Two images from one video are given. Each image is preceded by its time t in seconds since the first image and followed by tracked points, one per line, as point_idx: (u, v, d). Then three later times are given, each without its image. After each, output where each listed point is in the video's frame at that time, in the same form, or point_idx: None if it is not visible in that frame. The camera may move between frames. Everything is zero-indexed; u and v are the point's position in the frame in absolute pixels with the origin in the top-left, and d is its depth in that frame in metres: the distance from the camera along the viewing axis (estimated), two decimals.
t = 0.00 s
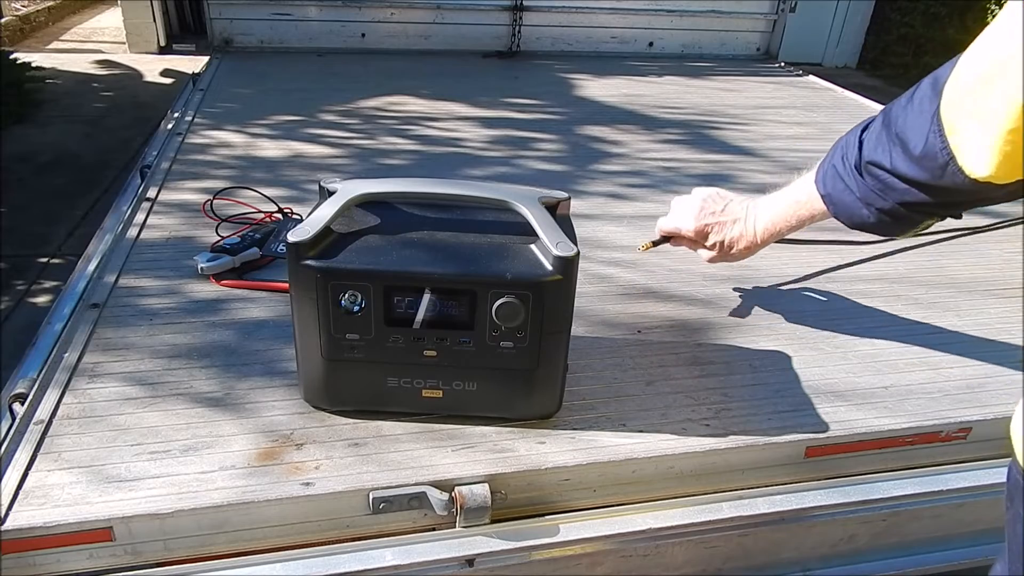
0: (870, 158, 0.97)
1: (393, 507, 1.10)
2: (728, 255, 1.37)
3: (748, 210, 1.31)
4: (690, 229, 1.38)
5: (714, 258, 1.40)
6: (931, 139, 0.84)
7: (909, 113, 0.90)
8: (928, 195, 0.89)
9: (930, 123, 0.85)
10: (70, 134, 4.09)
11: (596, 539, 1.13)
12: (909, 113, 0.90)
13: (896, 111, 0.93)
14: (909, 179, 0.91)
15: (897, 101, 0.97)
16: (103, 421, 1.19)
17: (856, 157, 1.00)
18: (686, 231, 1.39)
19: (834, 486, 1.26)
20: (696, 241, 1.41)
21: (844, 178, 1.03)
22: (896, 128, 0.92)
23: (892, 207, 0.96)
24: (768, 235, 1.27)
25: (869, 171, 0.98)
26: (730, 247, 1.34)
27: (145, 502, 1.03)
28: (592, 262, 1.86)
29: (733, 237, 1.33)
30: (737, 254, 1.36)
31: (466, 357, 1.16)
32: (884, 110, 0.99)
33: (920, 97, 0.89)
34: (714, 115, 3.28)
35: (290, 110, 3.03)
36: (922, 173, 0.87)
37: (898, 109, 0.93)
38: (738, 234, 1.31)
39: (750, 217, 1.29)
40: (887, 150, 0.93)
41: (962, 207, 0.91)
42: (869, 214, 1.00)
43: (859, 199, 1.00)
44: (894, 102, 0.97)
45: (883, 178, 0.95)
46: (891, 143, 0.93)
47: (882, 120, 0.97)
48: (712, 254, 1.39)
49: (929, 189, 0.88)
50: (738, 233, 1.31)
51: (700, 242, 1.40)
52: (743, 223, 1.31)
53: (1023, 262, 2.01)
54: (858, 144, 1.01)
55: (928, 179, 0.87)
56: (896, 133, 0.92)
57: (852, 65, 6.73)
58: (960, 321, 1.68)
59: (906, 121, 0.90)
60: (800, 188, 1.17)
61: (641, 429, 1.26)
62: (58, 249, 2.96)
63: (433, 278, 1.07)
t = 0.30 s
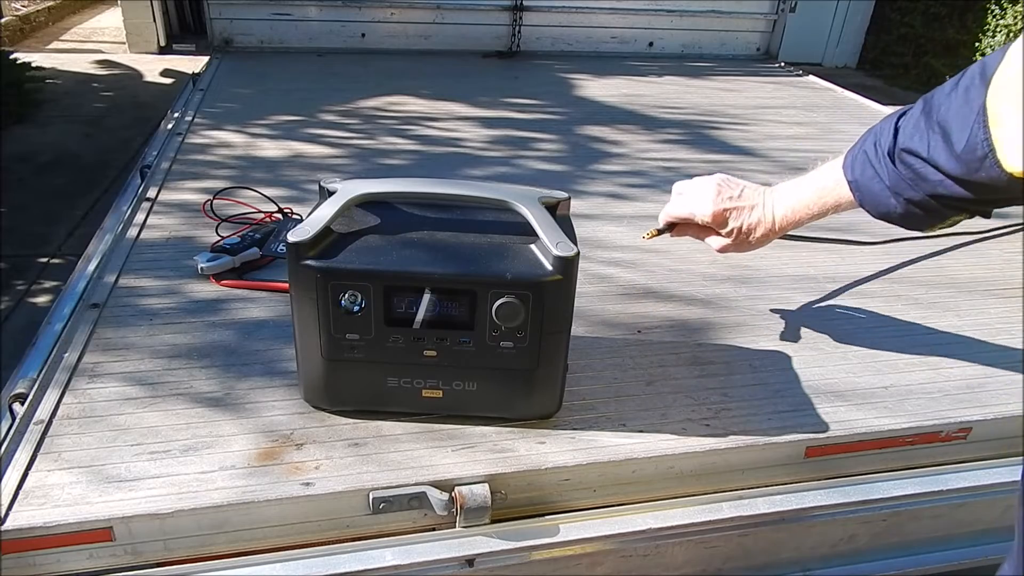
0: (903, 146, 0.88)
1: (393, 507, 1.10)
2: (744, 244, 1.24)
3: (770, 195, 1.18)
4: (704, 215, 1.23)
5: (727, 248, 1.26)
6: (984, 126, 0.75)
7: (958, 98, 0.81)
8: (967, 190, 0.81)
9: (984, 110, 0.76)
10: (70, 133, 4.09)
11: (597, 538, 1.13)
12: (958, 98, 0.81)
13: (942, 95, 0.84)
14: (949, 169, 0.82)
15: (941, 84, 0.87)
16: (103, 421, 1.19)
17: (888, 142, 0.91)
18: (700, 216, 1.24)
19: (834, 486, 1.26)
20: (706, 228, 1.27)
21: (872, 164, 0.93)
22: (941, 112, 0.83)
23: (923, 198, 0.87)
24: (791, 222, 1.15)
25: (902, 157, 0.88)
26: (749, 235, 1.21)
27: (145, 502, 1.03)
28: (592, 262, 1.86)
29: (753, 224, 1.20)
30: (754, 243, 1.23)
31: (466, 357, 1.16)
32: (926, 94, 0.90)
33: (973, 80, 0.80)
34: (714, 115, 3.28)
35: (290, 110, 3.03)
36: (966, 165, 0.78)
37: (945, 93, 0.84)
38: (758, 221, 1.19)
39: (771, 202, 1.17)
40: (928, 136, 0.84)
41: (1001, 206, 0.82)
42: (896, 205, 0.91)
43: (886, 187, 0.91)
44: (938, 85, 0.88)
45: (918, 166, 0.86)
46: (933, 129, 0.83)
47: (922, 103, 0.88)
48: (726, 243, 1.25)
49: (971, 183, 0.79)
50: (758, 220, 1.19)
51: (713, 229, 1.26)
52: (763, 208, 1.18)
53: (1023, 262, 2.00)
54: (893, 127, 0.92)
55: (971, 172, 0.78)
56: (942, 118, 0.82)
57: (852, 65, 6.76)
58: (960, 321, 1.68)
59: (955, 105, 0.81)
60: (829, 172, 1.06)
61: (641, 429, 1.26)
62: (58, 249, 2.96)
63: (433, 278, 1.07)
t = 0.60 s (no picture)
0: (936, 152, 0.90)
1: (393, 507, 1.10)
2: (740, 246, 1.18)
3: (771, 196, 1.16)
4: (702, 210, 1.16)
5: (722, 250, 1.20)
6: None
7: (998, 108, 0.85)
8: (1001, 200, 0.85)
9: None
10: (70, 134, 4.09)
11: (597, 538, 1.13)
12: (999, 108, 0.84)
13: (977, 103, 0.87)
14: (988, 178, 0.85)
15: (968, 90, 0.90)
16: (103, 421, 1.19)
17: (914, 144, 0.93)
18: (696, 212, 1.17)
19: (834, 486, 1.26)
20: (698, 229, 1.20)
21: (894, 165, 0.95)
22: (981, 120, 0.86)
23: (947, 204, 0.90)
24: (794, 222, 1.12)
25: (931, 161, 0.90)
26: (746, 233, 1.17)
27: (145, 502, 1.03)
28: (592, 262, 1.86)
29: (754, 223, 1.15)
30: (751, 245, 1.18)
31: (466, 357, 1.16)
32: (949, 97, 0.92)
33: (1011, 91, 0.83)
34: (714, 115, 3.29)
35: (290, 110, 3.03)
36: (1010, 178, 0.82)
37: (979, 101, 0.87)
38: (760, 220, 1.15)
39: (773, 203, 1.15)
40: (964, 143, 0.87)
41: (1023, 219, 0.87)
42: (916, 208, 0.93)
43: (908, 189, 0.93)
44: (965, 90, 0.90)
45: (947, 171, 0.89)
46: (971, 137, 0.86)
47: (951, 107, 0.90)
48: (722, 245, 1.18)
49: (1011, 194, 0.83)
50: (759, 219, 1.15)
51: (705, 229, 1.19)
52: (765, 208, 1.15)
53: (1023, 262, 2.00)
54: (918, 129, 0.94)
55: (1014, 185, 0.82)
56: (982, 126, 0.85)
57: (852, 64, 7.00)
58: (960, 321, 1.68)
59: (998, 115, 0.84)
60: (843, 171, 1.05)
61: (641, 429, 1.26)
62: (58, 249, 2.96)
63: (433, 278, 1.07)
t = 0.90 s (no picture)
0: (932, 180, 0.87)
1: (392, 508, 1.10)
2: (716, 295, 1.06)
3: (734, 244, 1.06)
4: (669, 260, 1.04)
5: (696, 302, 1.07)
6: None
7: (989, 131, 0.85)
8: (1004, 226, 0.83)
9: None
10: (70, 134, 4.09)
11: (597, 538, 1.13)
12: (997, 130, 0.84)
13: (970, 127, 0.86)
14: (991, 204, 0.83)
15: (949, 118, 0.90)
16: (103, 421, 1.19)
17: (903, 175, 0.90)
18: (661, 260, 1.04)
19: (835, 486, 1.26)
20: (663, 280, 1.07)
21: (883, 199, 0.90)
22: (978, 145, 0.85)
23: (945, 236, 0.87)
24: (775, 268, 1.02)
25: (925, 191, 0.87)
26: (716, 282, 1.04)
27: (145, 502, 1.03)
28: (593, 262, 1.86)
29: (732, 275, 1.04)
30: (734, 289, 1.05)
31: (466, 357, 1.16)
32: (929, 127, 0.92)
33: (1004, 113, 0.84)
34: (714, 115, 3.29)
35: (290, 110, 3.03)
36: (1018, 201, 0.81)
37: (971, 125, 0.86)
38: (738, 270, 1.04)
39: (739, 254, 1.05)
40: (963, 168, 0.85)
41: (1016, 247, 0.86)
42: (910, 243, 0.89)
43: (901, 223, 0.89)
44: (947, 118, 0.90)
45: (945, 201, 0.86)
46: (970, 162, 0.84)
47: (937, 135, 0.89)
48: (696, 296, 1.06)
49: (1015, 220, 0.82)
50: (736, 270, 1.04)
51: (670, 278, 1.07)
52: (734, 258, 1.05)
53: None
54: (904, 159, 0.91)
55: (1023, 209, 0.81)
56: (981, 150, 0.84)
57: (852, 65, 7.05)
58: (960, 322, 1.68)
59: (997, 137, 0.83)
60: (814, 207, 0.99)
61: (641, 429, 1.26)
62: (58, 249, 2.96)
63: (433, 278, 1.07)
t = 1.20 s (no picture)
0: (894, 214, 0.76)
1: (393, 507, 1.10)
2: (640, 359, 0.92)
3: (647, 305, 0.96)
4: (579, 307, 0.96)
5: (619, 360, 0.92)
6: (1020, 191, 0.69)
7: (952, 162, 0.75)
8: (973, 261, 0.73)
9: (1010, 176, 0.70)
10: (70, 134, 4.09)
11: (597, 538, 1.13)
12: (958, 161, 0.75)
13: (930, 161, 0.77)
14: (959, 240, 0.73)
15: (905, 153, 0.81)
16: (103, 421, 1.19)
17: (858, 212, 0.79)
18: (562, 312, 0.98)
19: (835, 486, 1.26)
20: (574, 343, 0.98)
21: (838, 238, 0.79)
22: (939, 176, 0.75)
23: (908, 276, 0.75)
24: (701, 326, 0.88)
25: (883, 228, 0.77)
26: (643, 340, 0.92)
27: (145, 502, 1.03)
28: (593, 262, 1.86)
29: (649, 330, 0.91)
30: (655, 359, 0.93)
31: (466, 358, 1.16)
32: (885, 164, 0.82)
33: (965, 144, 0.75)
34: (714, 115, 3.29)
35: (290, 110, 3.03)
36: (988, 233, 0.71)
37: (930, 158, 0.77)
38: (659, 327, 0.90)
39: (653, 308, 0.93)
40: (923, 203, 0.75)
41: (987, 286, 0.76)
42: (871, 286, 0.77)
43: (860, 264, 0.77)
44: (903, 154, 0.81)
45: (906, 238, 0.75)
46: (931, 195, 0.75)
47: (894, 170, 0.80)
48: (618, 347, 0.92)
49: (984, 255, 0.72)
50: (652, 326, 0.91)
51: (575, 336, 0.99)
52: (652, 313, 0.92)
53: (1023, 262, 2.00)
54: (857, 196, 0.81)
55: (994, 242, 0.71)
56: (942, 182, 0.75)
57: (852, 65, 7.02)
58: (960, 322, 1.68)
59: (959, 167, 0.74)
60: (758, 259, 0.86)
61: (641, 429, 1.26)
62: (58, 249, 2.96)
63: (433, 278, 1.07)
